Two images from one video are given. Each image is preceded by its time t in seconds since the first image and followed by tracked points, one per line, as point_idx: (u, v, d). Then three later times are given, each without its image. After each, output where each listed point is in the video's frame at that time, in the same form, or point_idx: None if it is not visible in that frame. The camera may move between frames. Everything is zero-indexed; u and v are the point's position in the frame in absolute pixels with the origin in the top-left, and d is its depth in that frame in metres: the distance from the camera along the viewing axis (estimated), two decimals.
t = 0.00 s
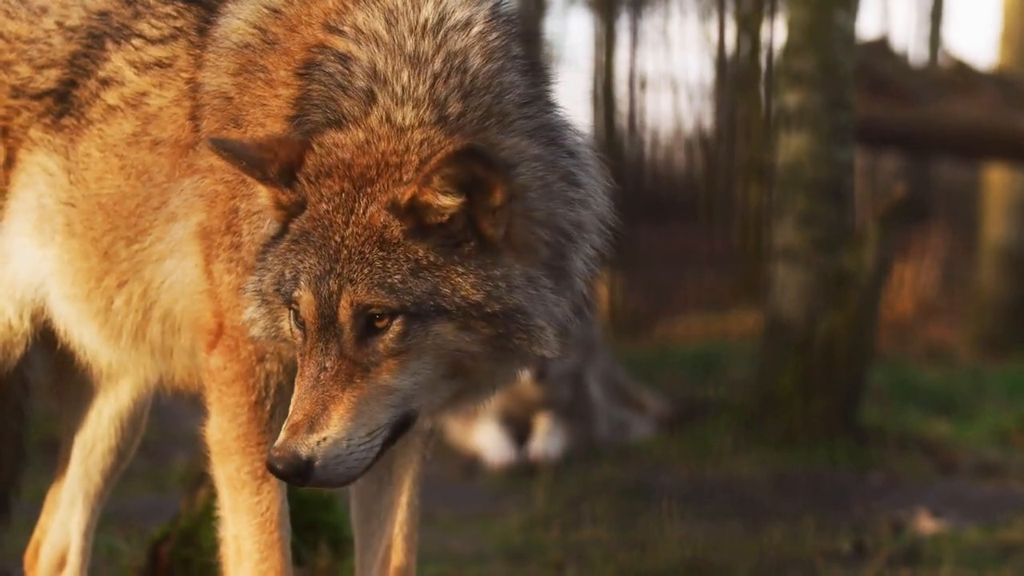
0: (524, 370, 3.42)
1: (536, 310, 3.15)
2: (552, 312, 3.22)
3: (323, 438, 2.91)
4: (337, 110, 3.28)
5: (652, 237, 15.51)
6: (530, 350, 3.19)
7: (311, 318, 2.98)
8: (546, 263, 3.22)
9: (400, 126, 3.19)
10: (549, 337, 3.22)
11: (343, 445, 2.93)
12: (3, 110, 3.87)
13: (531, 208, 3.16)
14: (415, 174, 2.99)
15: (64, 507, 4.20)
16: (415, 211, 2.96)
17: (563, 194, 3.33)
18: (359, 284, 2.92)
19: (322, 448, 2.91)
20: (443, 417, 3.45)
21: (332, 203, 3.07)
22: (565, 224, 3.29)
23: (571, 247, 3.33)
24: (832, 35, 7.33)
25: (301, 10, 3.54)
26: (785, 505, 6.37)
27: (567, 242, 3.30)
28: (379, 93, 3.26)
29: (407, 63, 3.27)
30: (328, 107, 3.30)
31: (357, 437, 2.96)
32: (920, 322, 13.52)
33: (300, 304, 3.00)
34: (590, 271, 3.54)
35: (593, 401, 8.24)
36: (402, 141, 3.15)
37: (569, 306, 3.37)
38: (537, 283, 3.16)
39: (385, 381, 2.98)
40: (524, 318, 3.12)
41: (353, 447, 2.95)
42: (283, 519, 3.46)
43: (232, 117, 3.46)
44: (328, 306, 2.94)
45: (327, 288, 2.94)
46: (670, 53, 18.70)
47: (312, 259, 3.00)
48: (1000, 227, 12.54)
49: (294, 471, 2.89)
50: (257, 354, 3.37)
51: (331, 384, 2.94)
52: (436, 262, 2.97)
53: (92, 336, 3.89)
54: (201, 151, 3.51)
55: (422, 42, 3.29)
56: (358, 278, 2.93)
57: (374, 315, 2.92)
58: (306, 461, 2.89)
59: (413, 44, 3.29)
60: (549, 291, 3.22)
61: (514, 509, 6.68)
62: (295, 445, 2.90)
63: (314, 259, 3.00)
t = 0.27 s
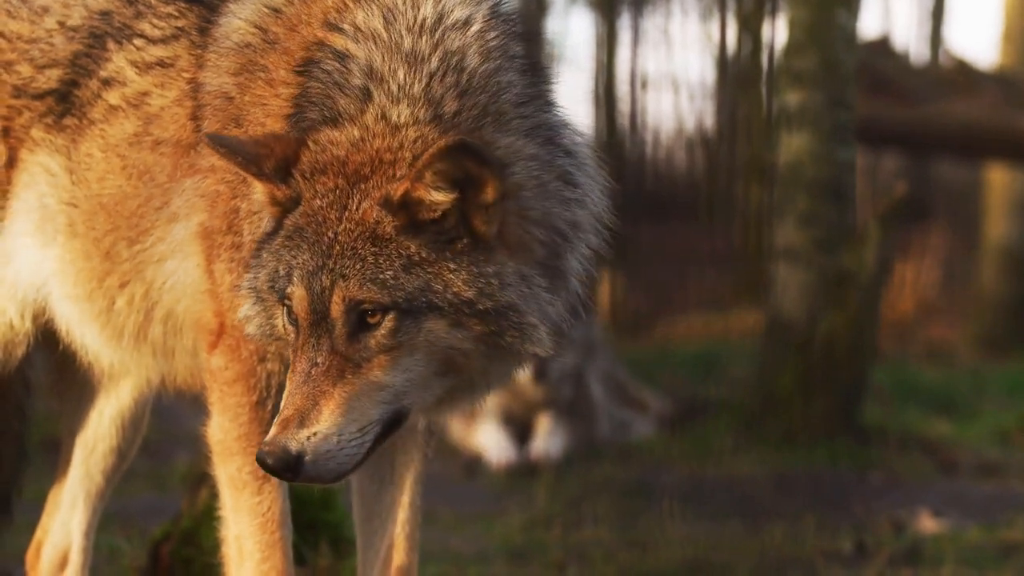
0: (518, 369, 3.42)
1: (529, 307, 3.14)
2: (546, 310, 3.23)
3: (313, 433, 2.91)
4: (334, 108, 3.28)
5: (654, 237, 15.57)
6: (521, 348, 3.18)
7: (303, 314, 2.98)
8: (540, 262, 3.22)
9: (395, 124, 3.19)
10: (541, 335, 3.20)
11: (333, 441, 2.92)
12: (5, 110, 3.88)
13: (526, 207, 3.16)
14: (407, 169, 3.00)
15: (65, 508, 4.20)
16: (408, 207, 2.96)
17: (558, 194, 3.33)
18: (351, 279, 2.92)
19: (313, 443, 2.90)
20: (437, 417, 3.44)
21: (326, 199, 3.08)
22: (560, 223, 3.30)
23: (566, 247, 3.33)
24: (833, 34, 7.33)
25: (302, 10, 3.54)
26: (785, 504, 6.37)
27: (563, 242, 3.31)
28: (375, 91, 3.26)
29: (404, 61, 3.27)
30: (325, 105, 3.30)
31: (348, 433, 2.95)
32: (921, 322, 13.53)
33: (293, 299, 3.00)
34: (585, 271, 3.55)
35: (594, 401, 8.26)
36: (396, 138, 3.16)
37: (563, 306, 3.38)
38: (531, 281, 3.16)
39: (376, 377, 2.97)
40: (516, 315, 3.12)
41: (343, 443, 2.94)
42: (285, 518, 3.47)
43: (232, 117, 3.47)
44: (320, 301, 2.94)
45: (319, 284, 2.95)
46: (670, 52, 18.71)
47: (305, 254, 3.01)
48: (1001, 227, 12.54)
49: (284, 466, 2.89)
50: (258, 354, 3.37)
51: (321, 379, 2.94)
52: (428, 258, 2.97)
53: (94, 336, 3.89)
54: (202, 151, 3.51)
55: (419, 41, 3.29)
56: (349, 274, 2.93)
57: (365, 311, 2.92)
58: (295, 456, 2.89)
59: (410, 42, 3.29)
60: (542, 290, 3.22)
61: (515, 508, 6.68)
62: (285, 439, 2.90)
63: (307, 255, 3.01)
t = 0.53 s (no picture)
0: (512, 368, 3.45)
1: (519, 303, 3.17)
2: (539, 308, 3.26)
3: (304, 426, 2.89)
4: (330, 106, 3.30)
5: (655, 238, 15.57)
6: (513, 344, 3.19)
7: (296, 308, 2.99)
8: (533, 259, 3.26)
9: (390, 122, 3.21)
10: (532, 331, 3.22)
11: (324, 434, 2.91)
12: (6, 112, 3.87)
13: (519, 205, 3.20)
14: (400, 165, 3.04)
15: (66, 509, 4.20)
16: (400, 202, 2.99)
17: (553, 194, 3.36)
18: (344, 273, 2.94)
19: (303, 436, 2.89)
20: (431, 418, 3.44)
21: (320, 195, 3.10)
22: (553, 222, 3.34)
23: (560, 246, 3.37)
24: (834, 35, 7.33)
25: (301, 11, 3.54)
26: (785, 505, 6.37)
27: (556, 241, 3.35)
28: (371, 89, 3.28)
29: (399, 60, 3.28)
30: (321, 104, 3.32)
31: (339, 427, 2.94)
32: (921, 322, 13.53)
33: (286, 294, 3.01)
34: (580, 269, 3.58)
35: (595, 402, 8.27)
36: (390, 136, 3.18)
37: (557, 303, 3.42)
38: (524, 279, 3.20)
39: (368, 372, 2.97)
40: (508, 311, 3.14)
41: (334, 436, 2.93)
42: (285, 521, 3.47)
43: (232, 119, 3.47)
44: (313, 295, 2.96)
45: (312, 278, 2.96)
46: (671, 53, 18.72)
47: (298, 248, 3.02)
48: (1001, 227, 12.55)
49: (274, 457, 2.87)
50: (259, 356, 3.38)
51: (313, 373, 2.93)
52: (421, 252, 3.00)
53: (95, 338, 3.89)
54: (202, 153, 3.51)
55: (415, 40, 3.30)
56: (343, 267, 2.95)
57: (358, 305, 2.94)
58: (285, 448, 2.88)
59: (405, 41, 3.31)
60: (535, 288, 3.25)
61: (516, 509, 6.69)
62: (276, 431, 2.89)
63: (300, 249, 3.02)
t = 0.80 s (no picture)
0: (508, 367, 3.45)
1: (515, 298, 3.17)
2: (536, 306, 3.27)
3: (297, 415, 2.90)
4: (328, 103, 3.30)
5: (657, 240, 15.42)
6: (509, 340, 3.19)
7: (292, 300, 3.00)
8: (530, 258, 3.28)
9: (388, 118, 3.22)
10: (529, 327, 3.22)
11: (316, 424, 2.91)
12: (6, 113, 3.87)
13: (516, 203, 3.22)
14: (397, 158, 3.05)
15: (66, 509, 4.20)
16: (398, 194, 3.01)
17: (550, 193, 3.37)
18: (340, 265, 2.96)
19: (296, 426, 2.89)
20: (426, 416, 3.44)
21: (318, 188, 3.12)
22: (550, 222, 3.35)
23: (557, 245, 3.38)
24: (834, 35, 7.33)
25: (300, 10, 3.55)
26: (785, 505, 6.37)
27: (553, 239, 3.36)
28: (368, 86, 3.29)
29: (398, 57, 3.30)
30: (319, 101, 3.33)
31: (332, 417, 2.94)
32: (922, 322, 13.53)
33: (282, 285, 3.03)
34: (577, 269, 3.59)
35: (596, 401, 8.29)
36: (388, 131, 3.19)
37: (553, 303, 3.43)
38: (521, 276, 3.21)
39: (362, 364, 2.97)
40: (504, 306, 3.14)
41: (326, 426, 2.93)
42: (285, 521, 3.47)
43: (232, 119, 3.48)
44: (309, 286, 2.97)
45: (308, 270, 2.98)
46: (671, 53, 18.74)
47: (295, 241, 3.04)
48: (1001, 227, 12.55)
49: (267, 447, 2.88)
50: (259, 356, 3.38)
51: (307, 363, 2.93)
52: (418, 245, 3.01)
53: (94, 338, 3.90)
54: (201, 153, 3.51)
55: (413, 38, 3.32)
56: (339, 259, 2.97)
57: (354, 297, 2.95)
58: (278, 437, 2.88)
59: (404, 39, 3.32)
60: (532, 286, 3.26)
61: (516, 509, 6.69)
62: (268, 420, 2.89)
63: (297, 242, 3.04)
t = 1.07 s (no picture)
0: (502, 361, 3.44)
1: (513, 290, 3.16)
2: (534, 301, 3.25)
3: (291, 400, 2.89)
4: (328, 96, 3.31)
5: (657, 237, 15.79)
6: (504, 332, 3.18)
7: (289, 286, 3.00)
8: (527, 254, 3.27)
9: (387, 110, 3.23)
10: (525, 320, 3.20)
11: (311, 410, 2.91)
12: (6, 111, 3.86)
13: (514, 199, 3.21)
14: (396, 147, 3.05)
15: (66, 508, 4.20)
16: (397, 182, 3.01)
17: (548, 190, 3.36)
18: (338, 252, 2.96)
19: (290, 410, 2.89)
20: (420, 409, 3.43)
21: (316, 176, 3.12)
22: (547, 219, 3.34)
23: (554, 241, 3.38)
24: (834, 35, 7.32)
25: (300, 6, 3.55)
26: (785, 504, 6.36)
27: (551, 235, 3.36)
28: (368, 80, 3.29)
29: (398, 50, 3.30)
30: (318, 94, 3.33)
31: (327, 403, 2.94)
32: (922, 322, 13.52)
33: (279, 272, 3.02)
34: (573, 268, 3.58)
35: (597, 399, 8.31)
36: (388, 123, 3.19)
37: (549, 300, 3.41)
38: (519, 269, 3.20)
39: (358, 351, 2.97)
40: (501, 298, 3.13)
41: (321, 411, 2.93)
42: (285, 519, 3.46)
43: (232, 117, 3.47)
44: (307, 273, 2.97)
45: (306, 257, 2.97)
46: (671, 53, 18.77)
47: (293, 228, 3.04)
48: (1001, 226, 12.54)
49: (261, 430, 2.88)
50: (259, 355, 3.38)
51: (303, 349, 2.93)
52: (416, 234, 3.01)
53: (94, 337, 3.89)
54: (201, 151, 3.50)
55: (414, 31, 3.33)
56: (337, 246, 2.97)
57: (352, 285, 2.95)
58: (273, 421, 2.88)
59: (404, 33, 3.32)
60: (529, 280, 3.25)
61: (516, 508, 6.69)
62: (263, 405, 2.89)
63: (295, 229, 3.03)
